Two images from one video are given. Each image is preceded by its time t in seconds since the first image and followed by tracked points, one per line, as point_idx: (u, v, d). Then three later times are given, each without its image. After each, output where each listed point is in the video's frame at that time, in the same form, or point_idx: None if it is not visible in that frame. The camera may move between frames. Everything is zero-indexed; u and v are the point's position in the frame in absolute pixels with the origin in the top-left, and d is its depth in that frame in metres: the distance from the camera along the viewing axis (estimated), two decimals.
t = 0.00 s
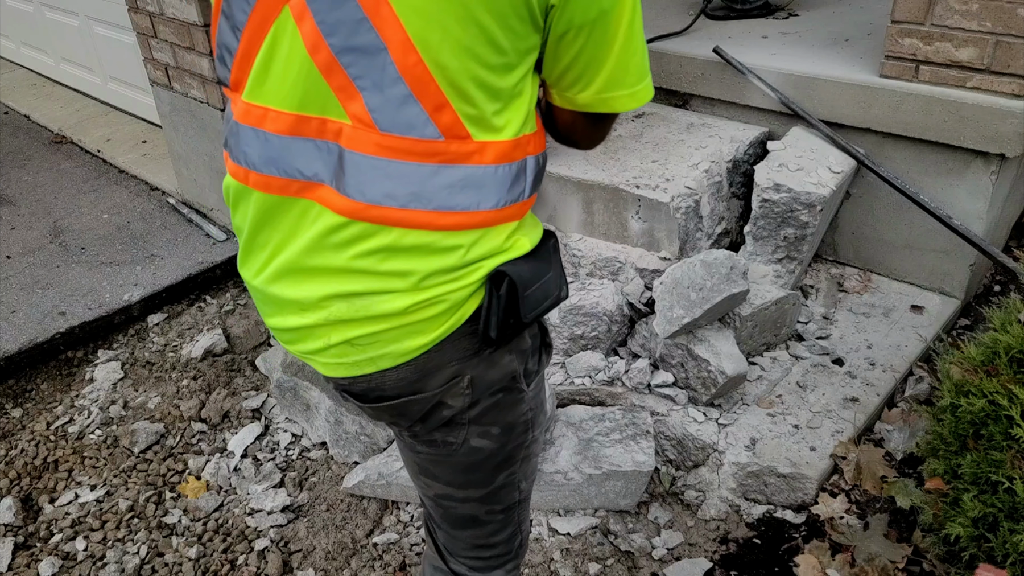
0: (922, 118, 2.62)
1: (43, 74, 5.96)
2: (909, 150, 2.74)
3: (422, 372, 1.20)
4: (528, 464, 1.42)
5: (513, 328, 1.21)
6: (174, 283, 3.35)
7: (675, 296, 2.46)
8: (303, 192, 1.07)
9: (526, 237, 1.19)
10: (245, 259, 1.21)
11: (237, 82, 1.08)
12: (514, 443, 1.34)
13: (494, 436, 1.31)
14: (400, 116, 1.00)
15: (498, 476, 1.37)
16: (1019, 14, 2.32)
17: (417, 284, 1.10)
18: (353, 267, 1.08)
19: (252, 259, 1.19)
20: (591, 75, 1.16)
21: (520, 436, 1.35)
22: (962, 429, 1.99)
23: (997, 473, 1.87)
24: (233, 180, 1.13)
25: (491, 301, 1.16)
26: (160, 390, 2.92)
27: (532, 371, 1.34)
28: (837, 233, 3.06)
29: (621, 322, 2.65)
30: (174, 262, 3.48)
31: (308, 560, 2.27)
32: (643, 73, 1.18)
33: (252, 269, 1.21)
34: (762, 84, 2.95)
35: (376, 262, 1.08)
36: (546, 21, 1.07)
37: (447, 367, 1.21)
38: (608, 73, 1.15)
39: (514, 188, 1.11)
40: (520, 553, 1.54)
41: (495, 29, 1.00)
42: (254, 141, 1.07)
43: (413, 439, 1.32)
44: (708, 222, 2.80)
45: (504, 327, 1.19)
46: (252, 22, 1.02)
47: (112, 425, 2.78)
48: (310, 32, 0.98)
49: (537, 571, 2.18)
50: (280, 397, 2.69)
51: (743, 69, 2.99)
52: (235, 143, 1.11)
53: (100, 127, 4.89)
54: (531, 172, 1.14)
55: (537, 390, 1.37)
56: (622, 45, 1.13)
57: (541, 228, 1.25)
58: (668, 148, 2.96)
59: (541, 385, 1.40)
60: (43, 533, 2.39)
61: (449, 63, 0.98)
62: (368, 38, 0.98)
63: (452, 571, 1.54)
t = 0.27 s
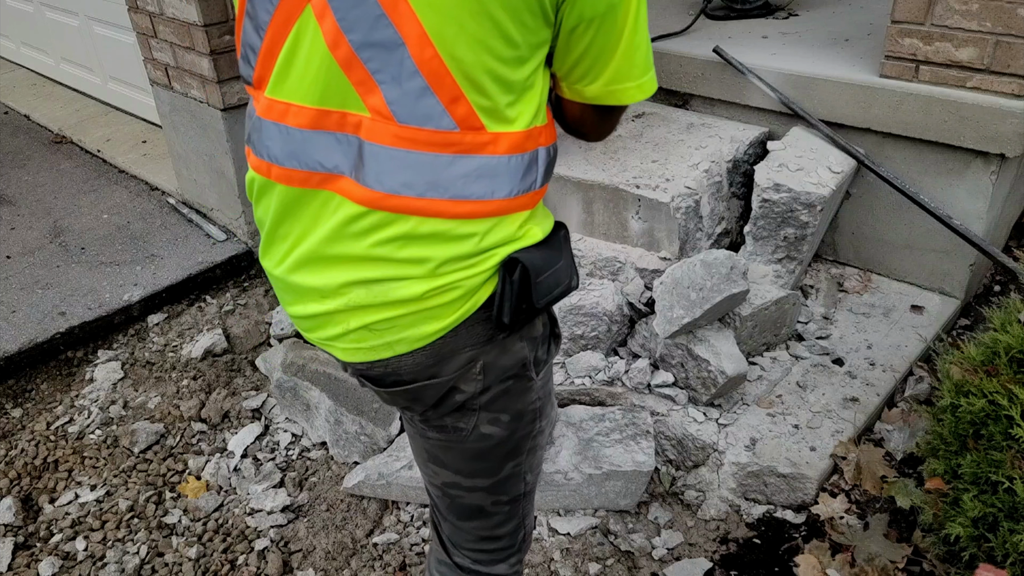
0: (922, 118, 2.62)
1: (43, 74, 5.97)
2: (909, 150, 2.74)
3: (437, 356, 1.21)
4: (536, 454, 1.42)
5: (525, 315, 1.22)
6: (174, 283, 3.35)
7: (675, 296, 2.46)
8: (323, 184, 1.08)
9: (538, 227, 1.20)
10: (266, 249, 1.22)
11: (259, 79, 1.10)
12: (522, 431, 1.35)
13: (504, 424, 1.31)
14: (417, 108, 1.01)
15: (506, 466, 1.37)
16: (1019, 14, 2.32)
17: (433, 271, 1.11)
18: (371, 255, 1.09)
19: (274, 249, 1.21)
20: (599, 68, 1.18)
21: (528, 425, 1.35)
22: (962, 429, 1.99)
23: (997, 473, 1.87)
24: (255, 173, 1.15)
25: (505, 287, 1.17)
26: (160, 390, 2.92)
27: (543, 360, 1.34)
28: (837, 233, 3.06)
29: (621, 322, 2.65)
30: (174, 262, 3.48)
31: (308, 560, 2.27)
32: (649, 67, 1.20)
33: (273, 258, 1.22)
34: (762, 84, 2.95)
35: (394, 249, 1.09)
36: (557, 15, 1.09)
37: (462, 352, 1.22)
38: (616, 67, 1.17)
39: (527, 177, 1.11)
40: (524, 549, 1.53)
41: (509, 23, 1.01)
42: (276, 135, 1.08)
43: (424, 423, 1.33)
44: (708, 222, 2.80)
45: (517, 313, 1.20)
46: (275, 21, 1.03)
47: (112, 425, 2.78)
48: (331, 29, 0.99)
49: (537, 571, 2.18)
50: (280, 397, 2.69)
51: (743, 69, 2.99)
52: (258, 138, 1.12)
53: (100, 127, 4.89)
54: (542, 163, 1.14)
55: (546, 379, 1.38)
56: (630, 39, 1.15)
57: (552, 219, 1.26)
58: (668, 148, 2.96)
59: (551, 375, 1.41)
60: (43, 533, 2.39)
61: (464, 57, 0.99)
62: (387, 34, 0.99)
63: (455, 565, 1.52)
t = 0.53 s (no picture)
0: (922, 118, 2.62)
1: (43, 74, 5.96)
2: (908, 150, 2.74)
3: (450, 340, 1.22)
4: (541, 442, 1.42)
5: (538, 299, 1.23)
6: (174, 283, 3.34)
7: (675, 296, 2.46)
8: (342, 171, 1.10)
9: (550, 213, 1.22)
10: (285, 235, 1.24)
11: (280, 72, 1.12)
12: (529, 419, 1.35)
13: (511, 411, 1.32)
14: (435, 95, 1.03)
15: (511, 455, 1.37)
16: (1019, 14, 2.32)
17: (450, 254, 1.13)
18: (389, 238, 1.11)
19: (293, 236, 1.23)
20: (608, 56, 1.18)
21: (536, 413, 1.36)
22: (962, 429, 1.99)
23: (997, 473, 1.87)
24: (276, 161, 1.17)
25: (520, 271, 1.18)
26: (160, 390, 2.92)
27: (551, 347, 1.35)
28: (837, 233, 3.07)
29: (621, 323, 2.65)
30: (174, 261, 3.48)
31: (308, 560, 2.27)
32: (657, 53, 1.20)
33: (292, 244, 1.24)
34: (762, 84, 2.95)
35: (411, 233, 1.11)
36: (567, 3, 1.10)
37: (475, 337, 1.23)
38: (625, 54, 1.18)
39: (539, 162, 1.13)
40: (526, 542, 1.52)
41: (521, 11, 1.03)
42: (297, 125, 1.10)
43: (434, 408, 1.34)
44: (708, 222, 2.80)
45: (531, 297, 1.21)
46: (297, 14, 1.06)
47: (112, 425, 2.78)
48: (351, 21, 1.02)
49: (537, 571, 2.17)
50: (280, 397, 2.69)
51: (743, 69, 2.99)
52: (279, 128, 1.14)
53: (100, 127, 4.89)
54: (554, 148, 1.16)
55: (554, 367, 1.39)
56: (638, 26, 1.16)
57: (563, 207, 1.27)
58: (669, 148, 2.96)
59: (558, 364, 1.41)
60: (43, 533, 2.39)
61: (479, 45, 1.01)
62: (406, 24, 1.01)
63: (457, 557, 1.51)
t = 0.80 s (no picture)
0: (922, 118, 2.62)
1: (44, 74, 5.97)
2: (909, 150, 2.75)
3: (464, 322, 1.22)
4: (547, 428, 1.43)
5: (551, 284, 1.24)
6: (174, 283, 3.34)
7: (675, 296, 2.46)
8: (361, 154, 1.10)
9: (561, 197, 1.23)
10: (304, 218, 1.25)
11: (299, 60, 1.13)
12: (537, 404, 1.36)
13: (519, 395, 1.32)
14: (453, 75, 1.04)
15: (517, 440, 1.38)
16: (1019, 14, 2.32)
17: (467, 236, 1.13)
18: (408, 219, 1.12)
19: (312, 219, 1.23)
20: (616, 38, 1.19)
21: (543, 398, 1.36)
22: (962, 429, 1.99)
23: (997, 473, 1.87)
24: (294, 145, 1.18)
25: (534, 255, 1.19)
26: (160, 390, 2.92)
27: (560, 332, 1.36)
28: (837, 233, 3.07)
29: (622, 323, 2.65)
30: (174, 261, 3.48)
31: (308, 560, 2.27)
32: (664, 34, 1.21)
33: (310, 228, 1.25)
34: (762, 84, 2.95)
35: (429, 214, 1.11)
36: None
37: (488, 321, 1.23)
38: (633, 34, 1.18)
39: (554, 142, 1.14)
40: (526, 530, 1.54)
41: None
42: (316, 110, 1.11)
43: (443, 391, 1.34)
44: (708, 222, 2.80)
45: (544, 281, 1.22)
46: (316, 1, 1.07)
47: (112, 425, 2.78)
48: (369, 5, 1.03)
49: (537, 571, 2.17)
50: (280, 397, 2.69)
51: (743, 69, 2.99)
52: (297, 114, 1.15)
53: (100, 127, 4.89)
54: (568, 129, 1.16)
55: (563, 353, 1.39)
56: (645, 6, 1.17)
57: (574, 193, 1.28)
58: (668, 148, 2.96)
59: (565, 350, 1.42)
60: (44, 533, 2.39)
61: (494, 24, 1.02)
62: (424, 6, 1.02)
63: (460, 543, 1.51)
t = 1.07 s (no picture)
0: (923, 118, 2.62)
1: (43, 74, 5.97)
2: (908, 150, 2.75)
3: (477, 300, 1.24)
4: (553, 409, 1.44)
5: (565, 265, 1.26)
6: (174, 283, 3.34)
7: (675, 296, 2.47)
8: (380, 132, 1.11)
9: (572, 178, 1.26)
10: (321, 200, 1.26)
11: (316, 44, 1.15)
12: (544, 384, 1.37)
13: (528, 373, 1.33)
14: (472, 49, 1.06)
15: (524, 421, 1.39)
16: (1019, 14, 2.32)
17: (485, 215, 1.15)
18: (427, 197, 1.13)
19: (329, 201, 1.25)
20: (627, 15, 1.22)
21: (550, 378, 1.37)
22: (962, 429, 2.00)
23: (997, 473, 1.87)
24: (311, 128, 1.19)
25: (549, 235, 1.21)
26: (160, 390, 2.92)
27: (568, 314, 1.37)
28: (837, 233, 3.07)
29: (621, 322, 2.65)
30: (174, 261, 3.48)
31: (308, 560, 2.27)
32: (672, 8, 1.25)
33: (326, 209, 1.26)
34: (761, 84, 2.95)
35: (448, 192, 1.13)
36: None
37: (501, 301, 1.25)
38: (643, 10, 1.22)
39: (569, 119, 1.15)
40: (531, 512, 1.55)
41: None
42: (335, 91, 1.13)
43: (452, 373, 1.35)
44: (708, 222, 2.80)
45: (558, 262, 1.24)
46: None
47: (112, 426, 2.78)
48: None
49: (537, 571, 2.17)
50: (280, 397, 2.69)
51: (743, 69, 2.99)
52: (315, 97, 1.17)
53: (100, 127, 4.89)
54: (581, 108, 1.18)
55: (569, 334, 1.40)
56: None
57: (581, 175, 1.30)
58: (668, 149, 2.96)
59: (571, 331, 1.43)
60: (43, 533, 2.39)
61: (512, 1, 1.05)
62: None
63: (467, 523, 1.52)
